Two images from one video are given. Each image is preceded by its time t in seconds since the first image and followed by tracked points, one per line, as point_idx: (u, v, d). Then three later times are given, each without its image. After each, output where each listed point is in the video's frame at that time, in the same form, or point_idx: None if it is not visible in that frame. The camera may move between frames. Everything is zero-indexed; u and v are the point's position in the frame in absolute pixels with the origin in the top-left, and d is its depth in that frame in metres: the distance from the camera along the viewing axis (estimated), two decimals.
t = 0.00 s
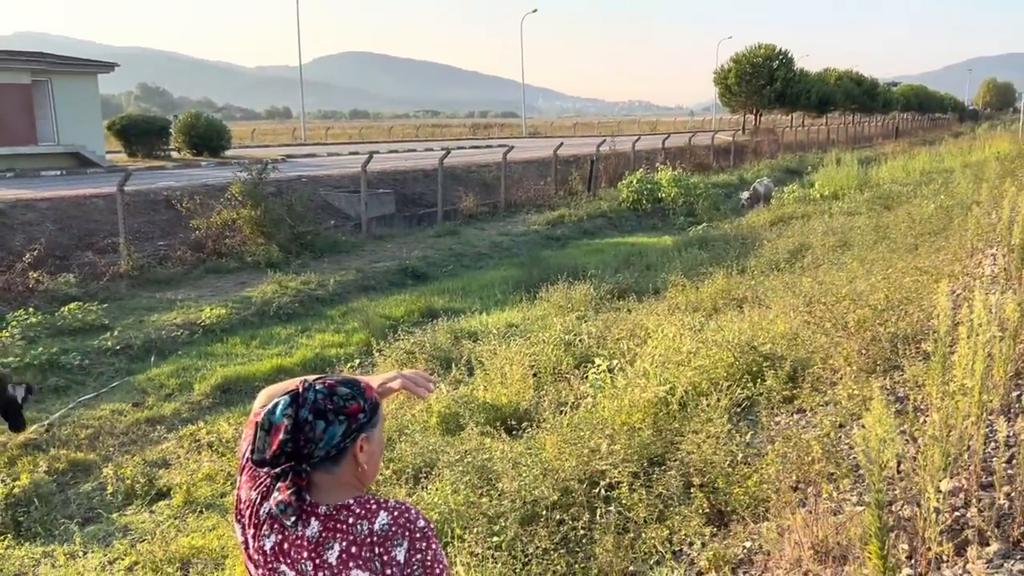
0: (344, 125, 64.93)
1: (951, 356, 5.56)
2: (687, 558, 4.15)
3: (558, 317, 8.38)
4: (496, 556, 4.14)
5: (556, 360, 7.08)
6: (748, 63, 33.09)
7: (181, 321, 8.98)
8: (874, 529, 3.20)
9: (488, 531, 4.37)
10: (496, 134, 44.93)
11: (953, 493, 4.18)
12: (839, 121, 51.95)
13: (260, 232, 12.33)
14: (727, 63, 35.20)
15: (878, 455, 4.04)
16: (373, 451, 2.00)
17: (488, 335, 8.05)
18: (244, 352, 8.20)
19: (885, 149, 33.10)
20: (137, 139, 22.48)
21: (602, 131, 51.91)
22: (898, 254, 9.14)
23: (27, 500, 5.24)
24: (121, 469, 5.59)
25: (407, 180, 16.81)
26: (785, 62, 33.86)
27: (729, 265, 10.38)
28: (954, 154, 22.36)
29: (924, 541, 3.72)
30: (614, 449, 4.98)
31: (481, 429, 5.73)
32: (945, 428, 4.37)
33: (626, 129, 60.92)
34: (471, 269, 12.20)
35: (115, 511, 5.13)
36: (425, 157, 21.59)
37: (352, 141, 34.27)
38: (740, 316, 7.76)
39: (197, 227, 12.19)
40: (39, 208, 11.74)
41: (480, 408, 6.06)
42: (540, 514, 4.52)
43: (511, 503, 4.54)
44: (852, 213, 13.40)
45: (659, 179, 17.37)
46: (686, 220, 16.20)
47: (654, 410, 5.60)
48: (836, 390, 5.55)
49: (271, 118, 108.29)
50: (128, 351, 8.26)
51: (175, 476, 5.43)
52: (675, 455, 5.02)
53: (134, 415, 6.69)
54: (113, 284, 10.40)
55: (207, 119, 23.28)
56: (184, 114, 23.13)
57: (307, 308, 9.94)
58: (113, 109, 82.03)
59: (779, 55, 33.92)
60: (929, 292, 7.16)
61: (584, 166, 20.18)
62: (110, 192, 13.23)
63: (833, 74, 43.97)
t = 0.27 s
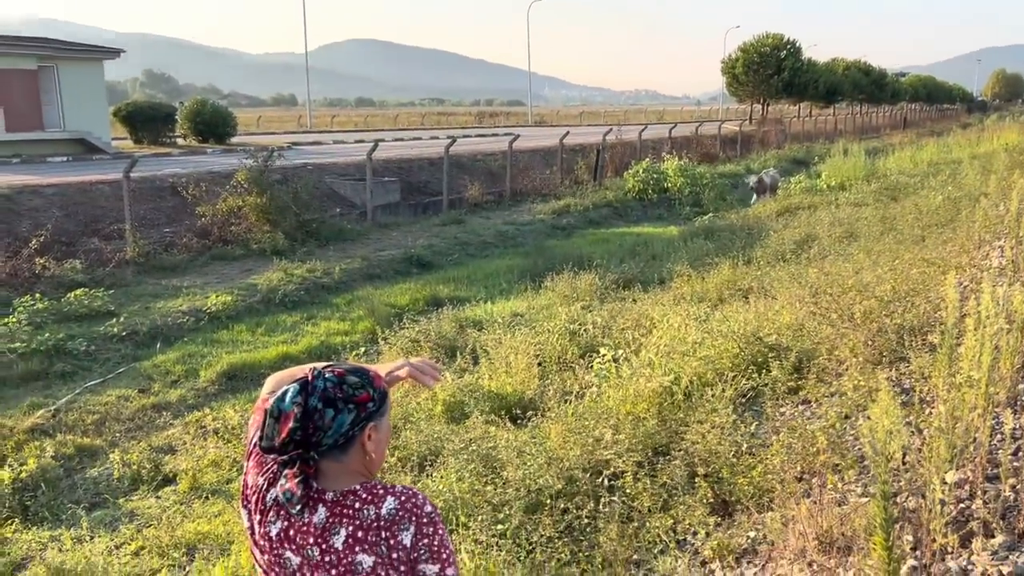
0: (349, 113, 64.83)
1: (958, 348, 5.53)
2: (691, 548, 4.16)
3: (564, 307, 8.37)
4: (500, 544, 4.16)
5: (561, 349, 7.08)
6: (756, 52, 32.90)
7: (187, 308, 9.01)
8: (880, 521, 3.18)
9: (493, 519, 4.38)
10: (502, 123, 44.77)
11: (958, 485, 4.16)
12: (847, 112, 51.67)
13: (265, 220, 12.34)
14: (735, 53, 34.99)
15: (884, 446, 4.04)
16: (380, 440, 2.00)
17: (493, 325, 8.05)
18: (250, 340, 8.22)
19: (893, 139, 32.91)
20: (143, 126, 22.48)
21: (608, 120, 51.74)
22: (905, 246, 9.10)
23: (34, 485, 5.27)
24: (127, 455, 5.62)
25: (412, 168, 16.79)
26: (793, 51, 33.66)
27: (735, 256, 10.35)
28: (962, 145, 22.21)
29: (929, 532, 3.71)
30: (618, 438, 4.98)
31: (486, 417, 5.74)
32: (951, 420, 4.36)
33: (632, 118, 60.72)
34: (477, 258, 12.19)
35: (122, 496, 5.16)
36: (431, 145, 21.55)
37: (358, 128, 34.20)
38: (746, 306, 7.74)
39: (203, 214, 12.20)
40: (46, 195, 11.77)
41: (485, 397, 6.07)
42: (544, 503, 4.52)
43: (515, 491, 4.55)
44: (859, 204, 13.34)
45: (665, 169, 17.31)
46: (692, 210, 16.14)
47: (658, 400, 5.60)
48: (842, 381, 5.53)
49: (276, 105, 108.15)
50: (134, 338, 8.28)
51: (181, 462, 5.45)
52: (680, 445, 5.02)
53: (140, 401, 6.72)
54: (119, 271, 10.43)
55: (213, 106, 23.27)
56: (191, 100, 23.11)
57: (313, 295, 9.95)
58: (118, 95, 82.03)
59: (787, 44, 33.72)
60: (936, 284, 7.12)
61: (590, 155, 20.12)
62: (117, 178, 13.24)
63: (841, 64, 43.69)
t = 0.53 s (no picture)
0: (357, 98, 64.66)
1: (969, 338, 5.49)
2: (699, 535, 4.16)
3: (572, 293, 8.34)
4: (508, 529, 4.17)
5: (569, 336, 7.07)
6: (767, 38, 32.59)
7: (196, 292, 9.02)
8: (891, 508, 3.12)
9: (500, 504, 4.39)
10: (511, 108, 44.55)
11: (969, 475, 4.12)
12: (858, 99, 51.23)
13: (274, 204, 12.34)
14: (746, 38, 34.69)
15: (895, 435, 4.02)
16: (391, 426, 2.00)
17: (501, 311, 8.04)
18: (258, 324, 8.24)
19: (905, 127, 32.62)
20: (152, 109, 22.47)
21: (617, 106, 51.43)
22: (916, 234, 9.03)
23: (46, 466, 5.31)
24: (137, 437, 5.65)
25: (421, 153, 16.74)
26: (805, 37, 33.35)
27: (745, 244, 10.29)
28: (975, 133, 21.99)
29: (939, 522, 3.70)
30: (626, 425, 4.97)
31: (494, 403, 5.74)
32: (962, 409, 4.32)
33: (641, 104, 60.38)
34: (485, 244, 12.17)
35: (132, 478, 5.19)
36: (439, 130, 21.47)
37: (366, 113, 34.09)
38: (755, 294, 7.70)
39: (212, 198, 12.21)
40: (55, 178, 11.79)
41: (493, 383, 6.07)
42: (552, 489, 4.53)
43: (523, 477, 4.56)
44: (870, 192, 13.24)
45: (675, 155, 17.20)
46: (701, 197, 16.06)
47: (667, 387, 5.59)
48: (852, 370, 5.50)
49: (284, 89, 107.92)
50: (143, 321, 8.31)
51: (191, 444, 5.47)
52: (688, 432, 5.01)
53: (150, 384, 6.75)
54: (129, 254, 10.46)
55: (222, 90, 23.22)
56: (199, 84, 23.07)
57: (321, 280, 9.95)
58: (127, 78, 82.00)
59: (799, 30, 33.40)
60: (948, 273, 7.07)
61: (599, 141, 20.01)
62: (126, 162, 13.25)
63: (853, 50, 43.28)
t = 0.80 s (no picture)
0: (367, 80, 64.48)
1: (984, 324, 5.45)
2: (709, 518, 4.16)
3: (583, 276, 8.32)
4: (519, 510, 4.18)
5: (580, 319, 7.05)
6: (782, 20, 32.24)
7: (208, 273, 9.05)
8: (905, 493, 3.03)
9: (512, 486, 4.40)
10: (522, 91, 44.31)
11: (982, 461, 4.11)
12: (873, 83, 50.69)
13: (285, 186, 12.35)
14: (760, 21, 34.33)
15: (909, 421, 3.99)
16: (406, 407, 1.99)
17: (512, 293, 8.03)
18: (270, 305, 8.26)
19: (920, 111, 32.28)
20: (164, 90, 22.47)
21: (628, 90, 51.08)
22: (930, 219, 8.95)
23: (61, 443, 5.36)
24: (150, 416, 5.69)
25: (431, 135, 16.69)
26: (820, 20, 32.97)
27: (757, 228, 10.23)
28: (991, 118, 21.73)
29: (952, 507, 3.69)
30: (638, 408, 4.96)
31: (504, 385, 5.75)
32: (977, 395, 4.29)
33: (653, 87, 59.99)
34: (495, 226, 12.15)
35: (145, 456, 5.23)
36: (450, 112, 21.39)
37: (377, 94, 33.97)
38: (767, 279, 7.65)
39: (223, 179, 12.23)
40: (68, 157, 11.82)
41: (504, 365, 6.07)
42: (563, 471, 4.53)
43: (534, 458, 4.56)
44: (884, 177, 13.12)
45: (687, 138, 17.08)
46: (713, 180, 15.95)
47: (678, 370, 5.58)
48: (865, 355, 5.47)
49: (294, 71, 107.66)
50: (156, 301, 8.35)
51: (204, 424, 5.50)
52: (699, 415, 5.00)
53: (163, 363, 6.79)
54: (141, 234, 10.49)
55: (233, 70, 23.19)
56: (211, 64, 23.04)
57: (332, 262, 9.96)
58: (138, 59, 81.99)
59: (814, 12, 33.01)
60: (963, 258, 7.00)
61: (611, 124, 19.89)
62: (137, 142, 13.27)
63: (869, 33, 42.76)
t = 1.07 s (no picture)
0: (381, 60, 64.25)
1: (1003, 308, 5.38)
2: (722, 499, 4.15)
3: (596, 258, 8.29)
4: (532, 490, 4.19)
5: (593, 301, 7.02)
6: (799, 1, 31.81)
7: (222, 252, 9.08)
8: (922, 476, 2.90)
9: (525, 465, 4.41)
10: (536, 71, 44.04)
11: (999, 445, 4.07)
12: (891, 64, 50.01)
13: (299, 165, 12.35)
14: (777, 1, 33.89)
15: (926, 405, 3.96)
16: (424, 381, 1.99)
17: (525, 275, 8.01)
18: (283, 284, 8.28)
19: (939, 93, 31.82)
20: (178, 68, 22.46)
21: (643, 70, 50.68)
22: (948, 203, 8.85)
23: (77, 419, 5.41)
24: (165, 393, 5.72)
25: (445, 116, 16.63)
26: None
27: (773, 210, 10.14)
28: (1011, 101, 21.41)
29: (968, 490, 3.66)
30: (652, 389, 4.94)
31: (517, 365, 5.75)
32: (995, 378, 4.25)
33: (668, 68, 59.47)
34: (508, 207, 12.11)
35: (161, 433, 5.27)
36: (464, 92, 21.28)
37: (390, 74, 33.85)
38: (782, 261, 7.59)
39: (237, 158, 12.24)
40: (83, 135, 11.85)
41: (517, 345, 6.06)
42: (576, 451, 4.52)
43: (547, 438, 4.55)
44: (901, 160, 12.97)
45: (702, 120, 16.93)
46: (728, 163, 15.82)
47: (692, 352, 5.55)
48: (882, 338, 5.42)
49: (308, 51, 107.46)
50: (170, 280, 8.38)
51: (219, 401, 5.53)
52: (713, 397, 4.97)
53: (177, 341, 6.82)
54: (155, 213, 10.53)
55: (247, 49, 23.15)
56: (225, 43, 23.01)
57: (345, 242, 9.97)
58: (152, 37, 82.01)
59: None
60: (981, 242, 6.91)
61: (625, 105, 19.74)
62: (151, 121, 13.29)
63: (888, 13, 42.13)
